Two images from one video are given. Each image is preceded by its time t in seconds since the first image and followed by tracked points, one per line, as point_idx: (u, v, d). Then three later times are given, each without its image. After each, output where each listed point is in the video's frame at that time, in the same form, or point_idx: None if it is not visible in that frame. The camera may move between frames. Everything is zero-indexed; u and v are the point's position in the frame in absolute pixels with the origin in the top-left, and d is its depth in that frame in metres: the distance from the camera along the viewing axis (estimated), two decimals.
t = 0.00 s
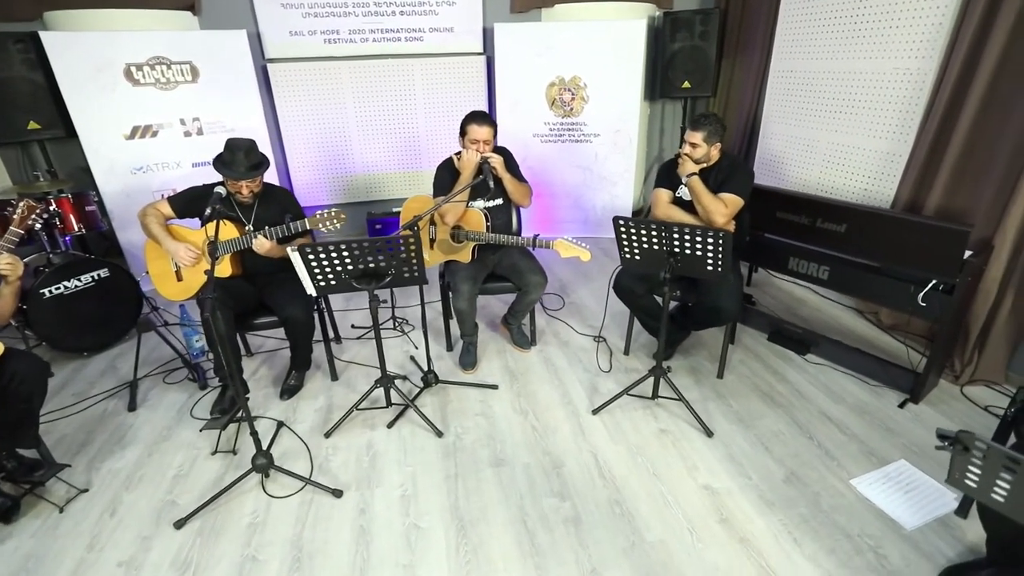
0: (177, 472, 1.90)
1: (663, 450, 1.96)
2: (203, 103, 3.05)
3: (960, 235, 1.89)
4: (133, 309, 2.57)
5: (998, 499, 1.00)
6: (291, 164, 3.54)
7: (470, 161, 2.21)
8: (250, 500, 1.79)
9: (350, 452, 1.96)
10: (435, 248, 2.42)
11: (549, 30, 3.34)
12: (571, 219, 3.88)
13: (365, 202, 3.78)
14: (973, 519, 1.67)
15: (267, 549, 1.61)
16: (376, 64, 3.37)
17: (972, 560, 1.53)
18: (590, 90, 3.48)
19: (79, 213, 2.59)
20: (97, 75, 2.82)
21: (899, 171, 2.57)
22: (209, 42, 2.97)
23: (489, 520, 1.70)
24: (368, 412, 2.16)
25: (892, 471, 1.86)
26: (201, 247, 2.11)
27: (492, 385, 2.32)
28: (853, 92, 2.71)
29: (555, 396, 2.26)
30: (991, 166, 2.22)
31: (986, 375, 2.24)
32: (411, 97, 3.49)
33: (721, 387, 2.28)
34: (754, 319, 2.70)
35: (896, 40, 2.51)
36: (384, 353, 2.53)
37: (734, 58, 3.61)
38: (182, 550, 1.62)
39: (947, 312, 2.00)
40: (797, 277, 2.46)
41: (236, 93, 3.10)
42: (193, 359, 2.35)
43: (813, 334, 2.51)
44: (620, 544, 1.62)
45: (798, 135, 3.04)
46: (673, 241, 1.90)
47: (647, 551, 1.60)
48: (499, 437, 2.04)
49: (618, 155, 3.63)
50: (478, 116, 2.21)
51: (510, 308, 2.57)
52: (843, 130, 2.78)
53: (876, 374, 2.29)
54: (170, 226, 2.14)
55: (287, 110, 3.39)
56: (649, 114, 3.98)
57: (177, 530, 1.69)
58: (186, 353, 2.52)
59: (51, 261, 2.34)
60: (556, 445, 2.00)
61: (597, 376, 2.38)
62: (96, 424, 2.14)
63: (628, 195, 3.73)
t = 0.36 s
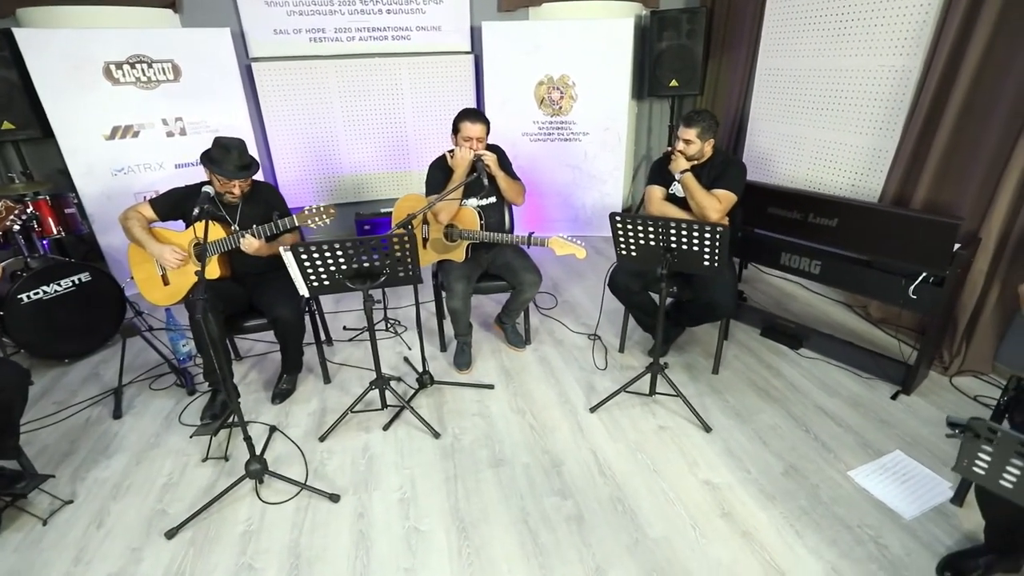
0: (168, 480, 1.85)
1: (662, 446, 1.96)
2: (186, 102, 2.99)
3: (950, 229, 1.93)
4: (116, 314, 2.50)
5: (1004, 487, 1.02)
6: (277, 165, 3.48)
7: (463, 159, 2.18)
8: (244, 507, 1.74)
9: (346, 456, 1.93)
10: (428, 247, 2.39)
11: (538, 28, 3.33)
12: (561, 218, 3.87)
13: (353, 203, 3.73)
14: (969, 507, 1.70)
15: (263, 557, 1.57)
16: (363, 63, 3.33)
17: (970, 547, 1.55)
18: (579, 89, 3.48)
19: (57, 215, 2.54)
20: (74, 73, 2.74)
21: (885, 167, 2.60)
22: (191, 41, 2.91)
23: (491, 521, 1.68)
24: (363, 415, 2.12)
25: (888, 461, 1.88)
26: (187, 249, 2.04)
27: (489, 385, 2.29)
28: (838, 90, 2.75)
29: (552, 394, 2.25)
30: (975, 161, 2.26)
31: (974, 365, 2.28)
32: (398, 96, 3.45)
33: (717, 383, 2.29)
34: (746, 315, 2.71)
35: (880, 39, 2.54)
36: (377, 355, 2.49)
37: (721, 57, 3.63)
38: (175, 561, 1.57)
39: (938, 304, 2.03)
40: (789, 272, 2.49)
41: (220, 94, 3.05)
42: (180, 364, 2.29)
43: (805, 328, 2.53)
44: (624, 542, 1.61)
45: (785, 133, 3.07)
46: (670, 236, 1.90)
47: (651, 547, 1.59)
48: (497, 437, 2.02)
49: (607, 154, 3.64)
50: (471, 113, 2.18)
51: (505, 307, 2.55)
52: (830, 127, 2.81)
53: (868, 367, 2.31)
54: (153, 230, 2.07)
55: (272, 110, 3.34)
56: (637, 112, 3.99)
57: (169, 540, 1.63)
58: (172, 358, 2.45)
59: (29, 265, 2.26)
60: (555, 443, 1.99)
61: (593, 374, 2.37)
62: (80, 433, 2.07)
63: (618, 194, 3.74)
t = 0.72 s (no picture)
0: (160, 488, 1.80)
1: (662, 442, 1.96)
2: (170, 102, 2.93)
3: (942, 222, 1.95)
4: (100, 317, 2.44)
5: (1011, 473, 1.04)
6: (265, 165, 3.43)
7: (457, 156, 2.16)
8: (239, 514, 1.70)
9: (344, 459, 1.89)
10: (422, 246, 2.36)
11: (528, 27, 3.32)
12: (553, 217, 3.86)
13: (343, 204, 3.69)
14: (966, 496, 1.72)
15: (261, 564, 1.53)
16: (351, 61, 3.29)
17: (969, 534, 1.57)
18: (569, 88, 3.48)
19: (37, 217, 2.47)
20: (54, 72, 2.66)
21: (874, 162, 2.63)
22: (175, 39, 2.85)
23: (494, 522, 1.66)
24: (360, 417, 2.09)
25: (885, 453, 1.90)
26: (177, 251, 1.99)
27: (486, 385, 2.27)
28: (827, 87, 2.78)
29: (550, 393, 2.24)
30: (962, 155, 2.29)
31: (964, 356, 2.32)
32: (387, 94, 3.42)
33: (714, 378, 2.30)
34: (740, 310, 2.72)
35: (867, 35, 2.57)
36: (371, 356, 2.46)
37: (709, 55, 3.66)
38: (170, 570, 1.52)
39: (930, 297, 2.06)
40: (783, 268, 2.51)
41: (205, 93, 2.99)
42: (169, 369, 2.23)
43: (798, 323, 2.55)
44: (628, 538, 1.60)
45: (774, 129, 3.10)
46: (668, 231, 1.90)
47: (656, 544, 1.58)
48: (497, 437, 2.00)
49: (598, 152, 3.64)
50: (465, 110, 2.16)
51: (500, 306, 2.53)
52: (819, 123, 2.84)
53: (862, 360, 2.34)
54: (141, 230, 2.02)
55: (259, 110, 3.28)
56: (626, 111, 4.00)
57: (163, 550, 1.59)
58: (161, 363, 2.39)
59: (10, 269, 2.20)
60: (556, 442, 1.97)
61: (590, 372, 2.36)
62: (66, 441, 2.00)
63: (609, 192, 3.75)
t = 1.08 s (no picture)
0: (152, 495, 1.75)
1: (663, 439, 1.96)
2: (156, 102, 2.87)
3: (933, 217, 1.98)
4: (85, 323, 2.38)
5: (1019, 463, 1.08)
6: (253, 167, 3.38)
7: (452, 155, 2.14)
8: (236, 520, 1.66)
9: (342, 462, 1.86)
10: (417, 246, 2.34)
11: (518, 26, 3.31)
12: (544, 216, 3.85)
13: (333, 205, 3.65)
14: (962, 485, 1.74)
15: (261, 571, 1.50)
16: (340, 61, 3.25)
17: (967, 523, 1.58)
18: (560, 87, 3.48)
19: (20, 220, 2.41)
20: (35, 71, 2.60)
21: (863, 159, 2.67)
22: (161, 37, 2.80)
23: (497, 522, 1.64)
24: (357, 419, 2.06)
25: (882, 445, 1.91)
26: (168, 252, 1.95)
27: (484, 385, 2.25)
28: (816, 85, 2.81)
29: (548, 392, 2.23)
30: (950, 151, 2.33)
31: (954, 349, 2.35)
32: (377, 94, 3.39)
33: (711, 374, 2.30)
34: (734, 307, 2.74)
35: (855, 34, 2.61)
36: (367, 358, 2.43)
37: (698, 54, 3.68)
38: None
39: (923, 291, 2.09)
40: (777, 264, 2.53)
41: (191, 92, 2.94)
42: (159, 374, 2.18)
43: (792, 319, 2.57)
44: (632, 535, 1.60)
45: (765, 128, 3.13)
46: (666, 228, 1.90)
47: (660, 540, 1.58)
48: (496, 436, 1.98)
49: (589, 152, 3.65)
50: (460, 108, 2.15)
51: (495, 306, 2.52)
52: (808, 121, 2.87)
53: (856, 354, 2.36)
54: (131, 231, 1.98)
55: (246, 110, 3.23)
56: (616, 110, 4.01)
57: (157, 559, 1.54)
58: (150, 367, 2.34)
59: None
60: (556, 440, 1.96)
61: (588, 370, 2.36)
62: (53, 450, 1.95)
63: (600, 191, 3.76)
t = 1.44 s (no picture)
0: (145, 502, 1.71)
1: (662, 435, 1.96)
2: (141, 102, 2.82)
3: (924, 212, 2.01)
4: (71, 327, 2.31)
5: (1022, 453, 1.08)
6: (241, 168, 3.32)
7: (447, 153, 2.12)
8: (233, 526, 1.62)
9: (341, 464, 1.84)
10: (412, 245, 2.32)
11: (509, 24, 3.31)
12: (536, 216, 3.84)
13: (323, 207, 3.60)
14: (958, 475, 1.76)
15: None
16: (329, 60, 3.22)
17: (964, 512, 1.60)
18: (551, 86, 3.48)
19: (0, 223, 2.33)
20: (15, 70, 2.53)
21: (852, 156, 2.70)
22: (146, 36, 2.75)
23: (500, 522, 1.63)
24: (354, 421, 2.03)
25: (878, 437, 1.94)
26: (157, 253, 1.91)
27: (481, 384, 2.24)
28: (805, 84, 2.84)
29: (546, 390, 2.22)
30: (937, 148, 2.37)
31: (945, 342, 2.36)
32: (366, 94, 3.36)
33: (707, 370, 2.31)
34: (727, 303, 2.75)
35: (843, 33, 2.63)
36: (362, 359, 2.40)
37: (687, 54, 3.70)
38: None
39: (915, 285, 2.11)
40: (770, 260, 2.55)
41: (177, 92, 2.89)
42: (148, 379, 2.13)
43: (785, 314, 2.60)
44: (636, 532, 1.59)
45: (755, 125, 3.16)
46: (663, 225, 1.90)
47: (664, 536, 1.57)
48: (496, 435, 1.97)
49: (580, 151, 3.66)
50: (455, 106, 2.13)
51: (491, 305, 2.50)
52: (798, 119, 2.90)
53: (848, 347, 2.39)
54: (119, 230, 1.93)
55: (234, 110, 3.18)
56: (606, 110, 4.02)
57: (152, 567, 1.50)
58: (139, 372, 2.29)
59: None
60: (556, 438, 1.95)
61: (585, 368, 2.36)
62: (40, 458, 1.89)
63: (592, 189, 3.77)
